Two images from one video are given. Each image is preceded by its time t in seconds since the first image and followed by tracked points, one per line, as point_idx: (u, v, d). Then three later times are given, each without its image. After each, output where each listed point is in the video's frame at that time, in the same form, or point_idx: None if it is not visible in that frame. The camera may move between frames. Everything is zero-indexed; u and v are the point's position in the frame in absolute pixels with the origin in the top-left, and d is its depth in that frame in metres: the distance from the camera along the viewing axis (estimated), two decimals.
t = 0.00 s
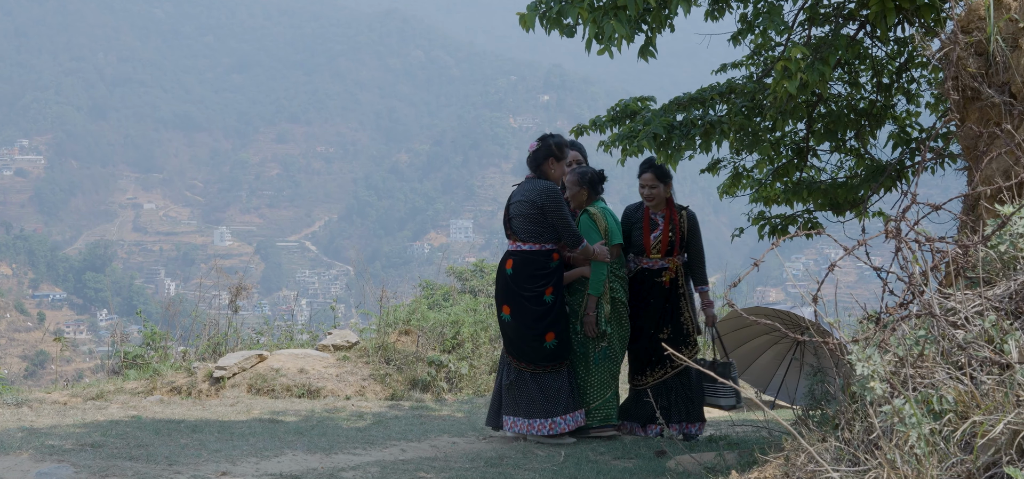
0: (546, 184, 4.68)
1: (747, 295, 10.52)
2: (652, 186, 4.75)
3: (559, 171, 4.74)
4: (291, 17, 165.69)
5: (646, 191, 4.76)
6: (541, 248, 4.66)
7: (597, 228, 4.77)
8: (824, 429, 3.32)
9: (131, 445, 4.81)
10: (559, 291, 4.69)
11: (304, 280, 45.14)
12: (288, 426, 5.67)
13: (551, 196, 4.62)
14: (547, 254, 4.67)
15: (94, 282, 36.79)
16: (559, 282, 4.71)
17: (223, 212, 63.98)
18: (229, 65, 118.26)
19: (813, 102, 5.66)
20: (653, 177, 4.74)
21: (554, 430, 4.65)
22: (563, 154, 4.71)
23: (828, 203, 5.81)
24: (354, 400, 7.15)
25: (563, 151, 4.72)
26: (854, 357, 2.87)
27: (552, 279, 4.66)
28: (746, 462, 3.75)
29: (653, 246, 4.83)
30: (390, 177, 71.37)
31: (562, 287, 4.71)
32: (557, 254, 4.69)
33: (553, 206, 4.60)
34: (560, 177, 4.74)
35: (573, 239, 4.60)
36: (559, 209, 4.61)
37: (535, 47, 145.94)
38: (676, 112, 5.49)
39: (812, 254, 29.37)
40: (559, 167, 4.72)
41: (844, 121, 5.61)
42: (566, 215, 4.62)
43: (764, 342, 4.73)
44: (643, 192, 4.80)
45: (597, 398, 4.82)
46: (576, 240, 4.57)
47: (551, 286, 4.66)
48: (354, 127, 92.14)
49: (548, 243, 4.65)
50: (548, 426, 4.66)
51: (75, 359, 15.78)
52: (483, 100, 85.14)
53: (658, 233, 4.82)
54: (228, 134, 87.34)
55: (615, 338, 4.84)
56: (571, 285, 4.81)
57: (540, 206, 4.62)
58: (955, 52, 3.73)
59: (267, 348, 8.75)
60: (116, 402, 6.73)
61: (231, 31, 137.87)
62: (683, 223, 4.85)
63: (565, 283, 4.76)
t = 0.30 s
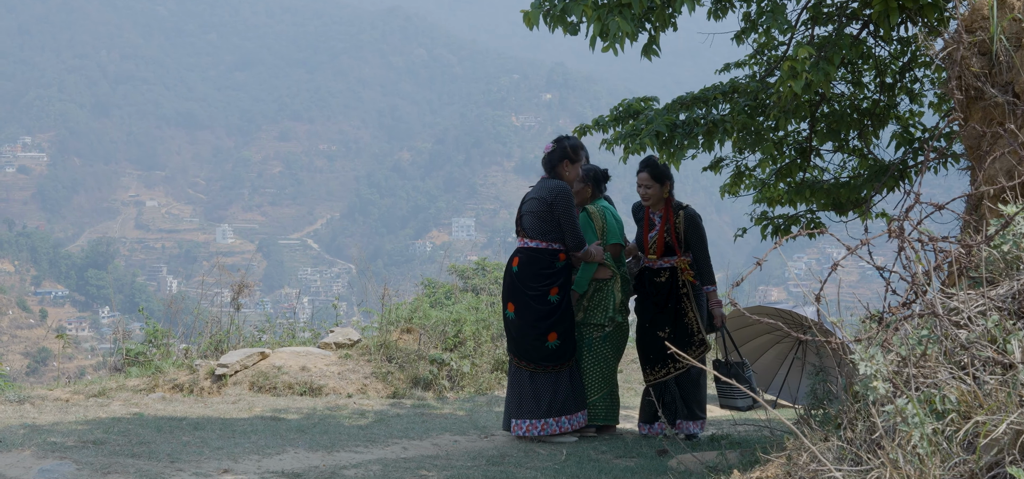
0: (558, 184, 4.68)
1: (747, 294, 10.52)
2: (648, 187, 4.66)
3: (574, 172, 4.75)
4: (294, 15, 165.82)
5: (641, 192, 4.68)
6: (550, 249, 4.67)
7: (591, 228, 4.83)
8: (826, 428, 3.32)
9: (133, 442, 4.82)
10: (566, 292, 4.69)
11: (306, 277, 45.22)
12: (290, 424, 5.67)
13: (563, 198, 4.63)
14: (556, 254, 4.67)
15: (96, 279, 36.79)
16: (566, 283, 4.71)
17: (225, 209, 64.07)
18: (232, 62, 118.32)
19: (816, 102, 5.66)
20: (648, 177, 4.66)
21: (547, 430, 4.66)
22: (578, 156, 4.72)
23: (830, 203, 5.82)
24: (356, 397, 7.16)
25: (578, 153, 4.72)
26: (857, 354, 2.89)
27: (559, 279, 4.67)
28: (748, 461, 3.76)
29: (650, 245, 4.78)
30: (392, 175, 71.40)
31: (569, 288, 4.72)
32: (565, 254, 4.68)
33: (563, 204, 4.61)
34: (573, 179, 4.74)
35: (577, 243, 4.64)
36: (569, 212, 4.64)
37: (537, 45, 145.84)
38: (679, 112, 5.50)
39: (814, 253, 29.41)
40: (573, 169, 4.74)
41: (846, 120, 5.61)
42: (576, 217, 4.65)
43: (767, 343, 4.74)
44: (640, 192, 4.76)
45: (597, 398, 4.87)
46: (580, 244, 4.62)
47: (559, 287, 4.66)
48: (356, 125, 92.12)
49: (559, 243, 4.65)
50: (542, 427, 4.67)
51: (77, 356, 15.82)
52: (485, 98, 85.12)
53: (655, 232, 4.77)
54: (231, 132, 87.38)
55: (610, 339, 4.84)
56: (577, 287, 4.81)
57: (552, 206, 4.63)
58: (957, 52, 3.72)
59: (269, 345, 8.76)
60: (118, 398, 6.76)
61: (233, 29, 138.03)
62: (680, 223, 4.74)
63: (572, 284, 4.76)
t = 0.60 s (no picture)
0: (563, 186, 4.70)
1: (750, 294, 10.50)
2: (635, 186, 4.66)
3: (585, 175, 4.72)
4: (297, 14, 165.96)
5: (630, 190, 4.67)
6: (551, 249, 4.69)
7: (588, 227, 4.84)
8: (829, 428, 3.33)
9: (137, 441, 4.83)
10: (564, 293, 4.71)
11: (309, 276, 45.25)
12: (293, 423, 5.68)
13: (565, 199, 4.65)
14: (554, 254, 4.69)
15: (99, 278, 36.87)
16: (564, 283, 4.72)
17: (228, 208, 64.13)
18: (234, 61, 118.40)
19: (819, 102, 5.68)
20: (634, 175, 4.65)
21: (537, 429, 4.70)
22: (591, 158, 4.68)
23: (834, 202, 5.83)
24: (359, 397, 7.16)
25: (591, 156, 4.69)
26: (859, 356, 2.92)
27: (557, 278, 4.69)
28: (751, 461, 3.77)
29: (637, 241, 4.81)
30: (395, 174, 71.36)
31: (567, 288, 4.73)
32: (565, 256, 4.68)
33: (562, 205, 4.62)
34: (584, 182, 4.73)
35: (571, 244, 4.61)
36: (570, 214, 4.63)
37: (540, 44, 145.77)
38: (682, 111, 5.51)
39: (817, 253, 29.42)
40: (584, 172, 4.72)
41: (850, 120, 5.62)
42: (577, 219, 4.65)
43: (767, 342, 4.70)
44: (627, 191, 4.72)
45: (596, 400, 4.84)
46: (571, 245, 4.59)
47: (555, 287, 4.68)
48: (359, 124, 92.10)
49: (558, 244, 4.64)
50: (530, 424, 4.72)
51: (81, 355, 15.83)
52: (489, 97, 85.12)
53: (643, 230, 4.79)
54: (233, 131, 87.46)
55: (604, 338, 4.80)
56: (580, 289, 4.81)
57: (552, 206, 4.65)
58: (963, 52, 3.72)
59: (272, 345, 8.77)
60: (120, 398, 6.77)
61: (236, 28, 138.18)
62: (665, 222, 4.71)
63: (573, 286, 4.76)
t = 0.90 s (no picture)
0: (558, 187, 4.72)
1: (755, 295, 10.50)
2: (633, 187, 4.52)
3: (582, 174, 4.71)
4: (303, 14, 166.20)
5: (629, 191, 4.54)
6: (546, 250, 4.73)
7: (588, 229, 4.79)
8: (833, 430, 3.33)
9: (142, 440, 4.85)
10: (561, 293, 4.73)
11: (314, 276, 45.38)
12: (297, 424, 5.69)
13: (558, 202, 4.68)
14: (549, 256, 4.71)
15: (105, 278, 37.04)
16: (561, 286, 4.75)
17: (233, 208, 64.33)
18: (239, 61, 118.61)
19: (824, 103, 5.69)
20: (631, 176, 4.50)
21: (535, 430, 4.74)
22: (589, 157, 4.65)
23: (839, 204, 5.82)
24: (364, 397, 7.18)
25: (588, 156, 4.65)
26: (866, 357, 2.89)
27: (552, 280, 4.72)
28: (756, 463, 3.77)
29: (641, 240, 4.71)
30: (400, 174, 71.42)
31: (563, 289, 4.75)
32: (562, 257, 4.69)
33: (555, 207, 4.65)
34: (580, 182, 4.72)
35: (565, 247, 4.59)
36: (562, 215, 4.65)
37: (545, 46, 145.82)
38: (687, 112, 5.50)
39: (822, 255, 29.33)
40: (581, 172, 4.69)
41: (856, 121, 5.62)
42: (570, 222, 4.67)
43: (773, 343, 4.73)
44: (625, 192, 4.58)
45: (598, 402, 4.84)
46: (565, 249, 4.58)
47: (551, 288, 4.72)
48: (364, 125, 92.17)
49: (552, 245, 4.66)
50: (528, 425, 4.76)
51: (86, 355, 15.90)
52: (494, 98, 85.20)
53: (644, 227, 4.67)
54: (239, 131, 87.65)
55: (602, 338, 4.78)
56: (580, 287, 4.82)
57: (543, 208, 4.68)
58: (968, 53, 3.72)
59: (277, 345, 8.78)
60: (125, 397, 6.80)
61: (241, 28, 138.44)
62: (665, 219, 4.55)
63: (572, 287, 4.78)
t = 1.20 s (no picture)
0: (550, 190, 4.77)
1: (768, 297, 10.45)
2: (650, 188, 4.54)
3: (578, 175, 4.77)
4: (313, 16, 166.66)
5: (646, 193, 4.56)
6: (541, 253, 4.78)
7: (593, 231, 4.82)
8: (845, 431, 3.34)
9: (153, 442, 4.88)
10: (556, 296, 4.75)
11: (325, 278, 45.45)
12: (309, 425, 5.72)
13: (548, 202, 4.72)
14: (546, 257, 4.76)
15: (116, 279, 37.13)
16: (559, 287, 4.78)
17: (245, 210, 64.52)
18: (250, 63, 118.94)
19: (836, 104, 5.68)
20: (650, 178, 4.50)
21: (529, 433, 4.76)
22: (583, 157, 4.71)
23: (851, 204, 5.82)
24: (375, 399, 7.20)
25: (580, 156, 4.71)
26: (877, 358, 2.88)
27: (548, 281, 4.75)
28: (767, 464, 3.80)
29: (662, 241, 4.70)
30: (411, 176, 71.39)
31: (560, 291, 4.78)
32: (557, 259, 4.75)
33: (547, 212, 4.71)
34: (572, 182, 4.77)
35: (572, 246, 4.68)
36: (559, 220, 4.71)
37: (556, 47, 145.58)
38: (699, 114, 5.50)
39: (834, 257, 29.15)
40: (573, 171, 4.74)
41: (867, 122, 5.61)
42: (567, 225, 4.73)
43: (784, 345, 4.74)
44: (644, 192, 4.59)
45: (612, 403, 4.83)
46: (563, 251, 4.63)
47: (545, 291, 4.75)
48: (375, 126, 92.14)
49: (548, 246, 4.73)
50: (523, 429, 4.77)
51: (98, 357, 15.92)
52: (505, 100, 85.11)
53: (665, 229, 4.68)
54: (250, 133, 87.85)
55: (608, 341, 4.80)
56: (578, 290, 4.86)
57: (536, 211, 4.73)
58: (980, 54, 3.73)
59: (288, 347, 8.82)
60: (138, 399, 6.85)
61: (252, 31, 138.96)
62: (681, 218, 4.56)
63: (570, 289, 4.82)
